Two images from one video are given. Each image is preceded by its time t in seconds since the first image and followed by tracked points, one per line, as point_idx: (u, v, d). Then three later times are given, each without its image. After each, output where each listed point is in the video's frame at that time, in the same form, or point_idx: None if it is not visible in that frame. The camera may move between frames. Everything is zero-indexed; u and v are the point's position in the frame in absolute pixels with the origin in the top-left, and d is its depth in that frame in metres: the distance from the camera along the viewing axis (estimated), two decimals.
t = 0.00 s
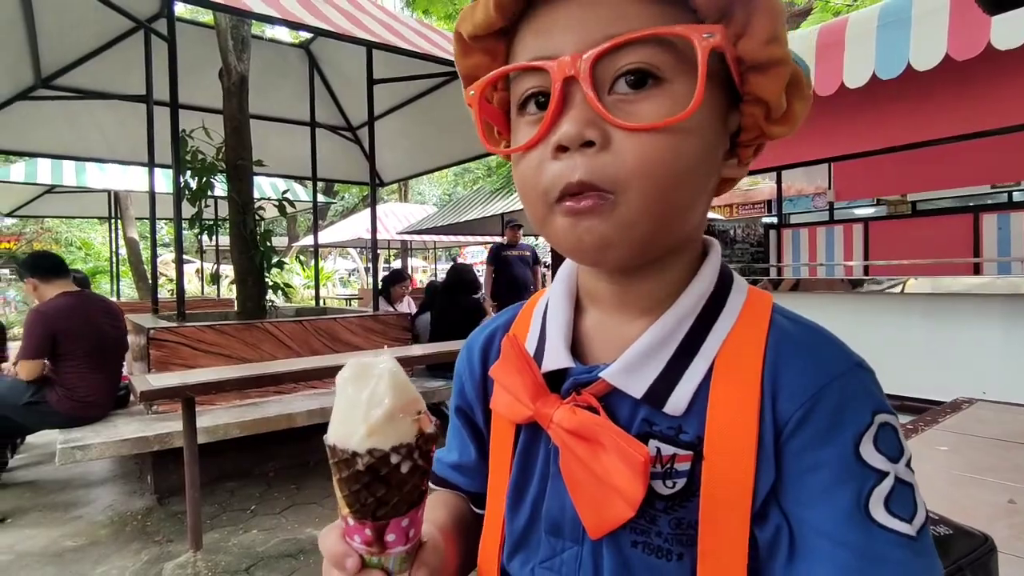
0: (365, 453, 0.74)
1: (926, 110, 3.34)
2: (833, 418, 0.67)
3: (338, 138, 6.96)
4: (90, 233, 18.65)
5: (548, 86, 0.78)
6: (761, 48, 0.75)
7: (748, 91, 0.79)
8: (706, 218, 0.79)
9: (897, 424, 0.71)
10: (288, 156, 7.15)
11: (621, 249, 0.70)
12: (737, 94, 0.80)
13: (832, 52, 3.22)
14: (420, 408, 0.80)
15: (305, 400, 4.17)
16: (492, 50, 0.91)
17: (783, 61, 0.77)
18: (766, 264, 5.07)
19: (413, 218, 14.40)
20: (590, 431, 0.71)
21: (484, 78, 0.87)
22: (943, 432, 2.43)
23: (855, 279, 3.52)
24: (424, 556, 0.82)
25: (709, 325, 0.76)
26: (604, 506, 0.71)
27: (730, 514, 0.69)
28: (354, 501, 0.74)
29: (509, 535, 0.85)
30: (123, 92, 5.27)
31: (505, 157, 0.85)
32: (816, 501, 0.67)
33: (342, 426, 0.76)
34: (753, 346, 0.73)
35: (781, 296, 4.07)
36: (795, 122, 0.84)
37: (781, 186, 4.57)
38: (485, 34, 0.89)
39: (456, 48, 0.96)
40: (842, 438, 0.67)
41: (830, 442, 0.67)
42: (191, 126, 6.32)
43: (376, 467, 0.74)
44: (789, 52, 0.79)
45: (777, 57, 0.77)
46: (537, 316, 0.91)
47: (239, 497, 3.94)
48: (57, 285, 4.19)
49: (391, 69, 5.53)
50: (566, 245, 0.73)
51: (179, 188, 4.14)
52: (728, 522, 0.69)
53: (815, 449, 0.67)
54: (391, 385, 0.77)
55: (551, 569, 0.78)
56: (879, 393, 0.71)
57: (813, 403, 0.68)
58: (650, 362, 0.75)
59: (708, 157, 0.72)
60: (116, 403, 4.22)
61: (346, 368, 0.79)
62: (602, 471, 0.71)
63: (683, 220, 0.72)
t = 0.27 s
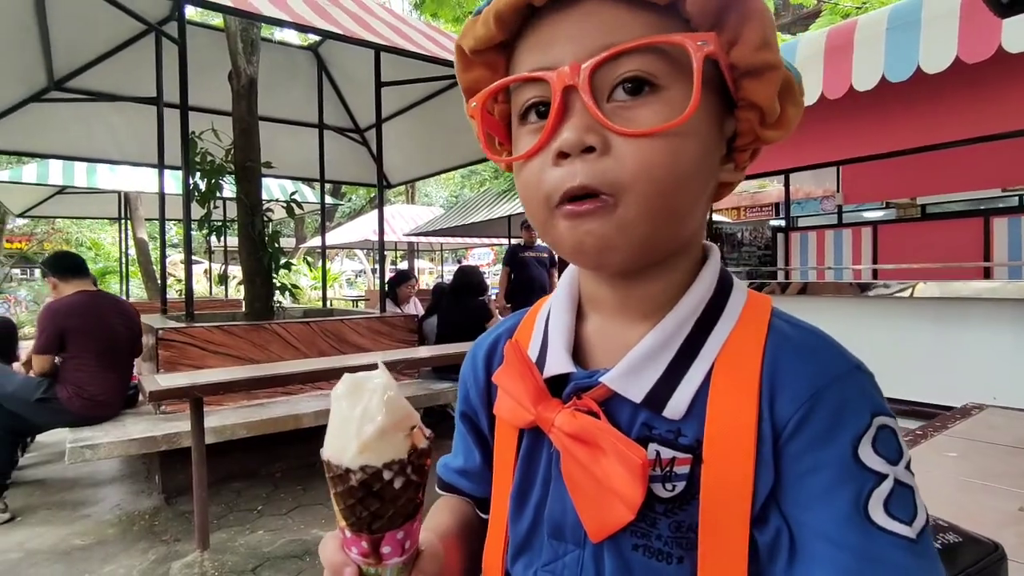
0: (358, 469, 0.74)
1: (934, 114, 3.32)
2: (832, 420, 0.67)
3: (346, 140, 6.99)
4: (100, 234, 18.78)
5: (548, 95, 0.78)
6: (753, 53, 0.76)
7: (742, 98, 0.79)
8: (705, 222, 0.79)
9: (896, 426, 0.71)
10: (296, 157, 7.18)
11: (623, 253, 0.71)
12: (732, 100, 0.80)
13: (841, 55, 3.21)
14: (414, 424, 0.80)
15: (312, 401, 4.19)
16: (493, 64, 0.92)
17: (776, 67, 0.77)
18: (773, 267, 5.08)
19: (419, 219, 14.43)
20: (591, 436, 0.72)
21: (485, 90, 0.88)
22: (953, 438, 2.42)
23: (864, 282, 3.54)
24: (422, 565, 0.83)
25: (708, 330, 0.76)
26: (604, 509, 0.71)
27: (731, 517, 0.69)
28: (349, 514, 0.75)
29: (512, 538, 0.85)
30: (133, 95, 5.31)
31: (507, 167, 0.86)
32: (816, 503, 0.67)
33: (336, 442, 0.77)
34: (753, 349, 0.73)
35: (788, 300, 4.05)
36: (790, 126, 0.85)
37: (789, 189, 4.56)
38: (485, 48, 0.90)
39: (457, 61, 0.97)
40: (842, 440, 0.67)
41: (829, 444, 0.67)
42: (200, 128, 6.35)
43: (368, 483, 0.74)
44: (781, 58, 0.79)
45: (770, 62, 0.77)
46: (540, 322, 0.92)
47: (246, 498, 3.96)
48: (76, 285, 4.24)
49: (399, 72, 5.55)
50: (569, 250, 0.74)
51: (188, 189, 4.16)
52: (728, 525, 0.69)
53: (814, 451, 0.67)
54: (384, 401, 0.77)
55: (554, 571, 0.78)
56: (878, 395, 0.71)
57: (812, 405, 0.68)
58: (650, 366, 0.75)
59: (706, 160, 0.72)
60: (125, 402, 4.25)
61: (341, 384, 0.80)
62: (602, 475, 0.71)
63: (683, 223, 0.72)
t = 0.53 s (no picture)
0: (350, 488, 0.75)
1: (941, 118, 3.29)
2: (826, 429, 0.69)
3: (356, 142, 7.03)
4: (113, 234, 18.96)
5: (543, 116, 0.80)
6: (739, 68, 0.77)
7: (731, 111, 0.80)
8: (699, 234, 0.81)
9: (891, 436, 0.72)
10: (306, 159, 7.23)
11: (617, 267, 0.72)
12: (721, 114, 0.82)
13: (853, 58, 3.21)
14: (405, 439, 0.80)
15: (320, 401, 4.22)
16: (489, 87, 0.94)
17: (763, 80, 0.79)
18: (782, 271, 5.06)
19: (428, 221, 14.47)
20: (590, 446, 0.73)
21: (482, 113, 0.90)
22: (962, 446, 2.41)
23: (873, 287, 3.52)
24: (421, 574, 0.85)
25: (702, 342, 0.77)
26: (603, 518, 0.73)
27: (728, 525, 0.70)
28: (345, 530, 0.77)
29: (516, 545, 0.86)
30: (146, 97, 5.37)
31: (506, 187, 0.88)
32: (811, 512, 0.68)
33: (329, 459, 0.78)
34: (749, 360, 0.74)
35: (796, 305, 4.05)
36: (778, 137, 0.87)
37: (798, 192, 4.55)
38: (481, 72, 0.92)
39: (454, 86, 0.99)
40: (836, 449, 0.68)
41: (823, 454, 0.68)
42: (212, 130, 6.42)
43: (361, 501, 0.75)
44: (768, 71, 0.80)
45: (756, 77, 0.78)
46: (542, 335, 0.94)
47: (254, 497, 4.00)
48: (94, 285, 4.30)
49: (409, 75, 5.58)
50: (565, 265, 0.75)
51: (200, 190, 4.21)
52: (726, 534, 0.70)
53: (810, 460, 0.68)
54: (373, 419, 0.78)
55: None
56: (872, 404, 0.72)
57: (806, 415, 0.69)
58: (648, 379, 0.76)
59: (698, 174, 0.74)
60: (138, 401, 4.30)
61: (333, 402, 0.80)
62: (602, 484, 0.73)
63: (676, 237, 0.73)
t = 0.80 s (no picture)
0: (354, 500, 0.76)
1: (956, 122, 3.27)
2: (826, 441, 0.69)
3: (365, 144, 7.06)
4: (124, 235, 19.12)
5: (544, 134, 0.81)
6: (739, 86, 0.77)
7: (733, 126, 0.81)
8: (701, 247, 0.82)
9: (893, 447, 0.72)
10: (316, 160, 7.27)
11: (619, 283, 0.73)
12: (723, 128, 0.82)
13: (864, 60, 3.19)
14: (407, 452, 0.81)
15: (329, 403, 4.24)
16: (491, 102, 0.95)
17: (765, 96, 0.79)
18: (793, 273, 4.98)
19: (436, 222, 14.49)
20: (591, 456, 0.74)
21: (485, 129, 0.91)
22: (974, 453, 2.39)
23: (884, 290, 3.50)
24: None
25: (703, 354, 0.78)
26: (604, 528, 0.73)
27: (729, 536, 0.71)
28: (349, 541, 0.77)
29: (519, 553, 0.87)
30: (158, 99, 5.43)
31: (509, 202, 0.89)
32: (813, 524, 0.68)
33: (333, 472, 0.79)
34: (749, 372, 0.75)
35: (805, 308, 4.03)
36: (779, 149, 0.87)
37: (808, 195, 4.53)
38: (482, 88, 0.93)
39: (455, 101, 1.00)
40: (836, 461, 0.68)
41: (823, 466, 0.68)
42: (223, 132, 6.47)
43: (365, 513, 0.76)
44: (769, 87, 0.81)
45: (758, 93, 0.78)
46: (545, 345, 0.94)
47: (263, 497, 4.02)
48: (108, 286, 4.35)
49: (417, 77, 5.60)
50: (568, 280, 0.76)
51: (210, 192, 4.24)
52: (726, 546, 0.70)
53: (810, 472, 0.69)
54: (377, 432, 0.79)
55: None
56: (873, 415, 0.72)
57: (807, 428, 0.70)
58: (649, 390, 0.77)
59: (698, 189, 0.75)
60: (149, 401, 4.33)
61: (337, 415, 0.81)
62: (603, 494, 0.73)
63: (677, 253, 0.74)
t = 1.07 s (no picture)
0: (342, 508, 0.77)
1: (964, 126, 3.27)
2: (826, 445, 0.69)
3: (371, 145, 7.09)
4: (132, 236, 19.22)
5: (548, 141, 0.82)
6: (742, 96, 0.78)
7: (737, 133, 0.82)
8: (704, 253, 0.82)
9: (893, 451, 0.72)
10: (323, 162, 7.30)
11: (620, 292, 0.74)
12: (728, 136, 0.83)
13: (871, 63, 3.19)
14: (395, 459, 0.82)
15: (334, 403, 4.26)
16: (495, 106, 0.95)
17: (769, 105, 0.80)
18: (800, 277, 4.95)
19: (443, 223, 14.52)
20: (590, 457, 0.74)
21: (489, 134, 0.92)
22: (982, 458, 2.38)
23: (892, 293, 3.49)
24: None
25: (704, 357, 0.78)
26: (603, 529, 0.74)
27: (728, 539, 0.71)
28: (340, 548, 0.79)
29: (519, 553, 0.88)
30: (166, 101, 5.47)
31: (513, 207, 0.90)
32: (812, 528, 0.69)
33: (323, 480, 0.80)
34: (749, 376, 0.75)
35: (811, 311, 4.02)
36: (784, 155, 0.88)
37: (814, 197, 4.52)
38: (487, 93, 0.93)
39: (461, 104, 1.00)
40: (835, 465, 0.69)
41: (823, 470, 0.69)
42: (230, 134, 6.50)
43: (354, 520, 0.77)
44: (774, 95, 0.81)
45: (762, 103, 0.79)
46: (547, 347, 0.95)
47: (269, 497, 4.04)
48: (117, 286, 4.38)
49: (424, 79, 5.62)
50: (570, 288, 0.77)
51: (217, 193, 4.27)
52: (726, 549, 0.71)
53: (810, 476, 0.69)
54: (364, 439, 0.79)
55: None
56: (873, 419, 0.72)
57: (806, 431, 0.70)
58: (649, 393, 0.77)
59: (700, 198, 0.75)
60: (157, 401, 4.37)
61: (326, 423, 0.82)
62: (602, 495, 0.74)
63: (678, 262, 0.75)
